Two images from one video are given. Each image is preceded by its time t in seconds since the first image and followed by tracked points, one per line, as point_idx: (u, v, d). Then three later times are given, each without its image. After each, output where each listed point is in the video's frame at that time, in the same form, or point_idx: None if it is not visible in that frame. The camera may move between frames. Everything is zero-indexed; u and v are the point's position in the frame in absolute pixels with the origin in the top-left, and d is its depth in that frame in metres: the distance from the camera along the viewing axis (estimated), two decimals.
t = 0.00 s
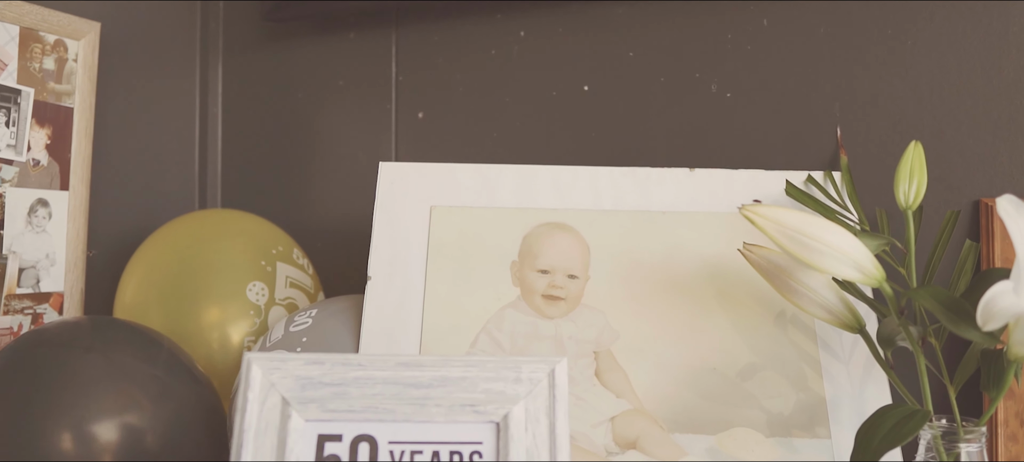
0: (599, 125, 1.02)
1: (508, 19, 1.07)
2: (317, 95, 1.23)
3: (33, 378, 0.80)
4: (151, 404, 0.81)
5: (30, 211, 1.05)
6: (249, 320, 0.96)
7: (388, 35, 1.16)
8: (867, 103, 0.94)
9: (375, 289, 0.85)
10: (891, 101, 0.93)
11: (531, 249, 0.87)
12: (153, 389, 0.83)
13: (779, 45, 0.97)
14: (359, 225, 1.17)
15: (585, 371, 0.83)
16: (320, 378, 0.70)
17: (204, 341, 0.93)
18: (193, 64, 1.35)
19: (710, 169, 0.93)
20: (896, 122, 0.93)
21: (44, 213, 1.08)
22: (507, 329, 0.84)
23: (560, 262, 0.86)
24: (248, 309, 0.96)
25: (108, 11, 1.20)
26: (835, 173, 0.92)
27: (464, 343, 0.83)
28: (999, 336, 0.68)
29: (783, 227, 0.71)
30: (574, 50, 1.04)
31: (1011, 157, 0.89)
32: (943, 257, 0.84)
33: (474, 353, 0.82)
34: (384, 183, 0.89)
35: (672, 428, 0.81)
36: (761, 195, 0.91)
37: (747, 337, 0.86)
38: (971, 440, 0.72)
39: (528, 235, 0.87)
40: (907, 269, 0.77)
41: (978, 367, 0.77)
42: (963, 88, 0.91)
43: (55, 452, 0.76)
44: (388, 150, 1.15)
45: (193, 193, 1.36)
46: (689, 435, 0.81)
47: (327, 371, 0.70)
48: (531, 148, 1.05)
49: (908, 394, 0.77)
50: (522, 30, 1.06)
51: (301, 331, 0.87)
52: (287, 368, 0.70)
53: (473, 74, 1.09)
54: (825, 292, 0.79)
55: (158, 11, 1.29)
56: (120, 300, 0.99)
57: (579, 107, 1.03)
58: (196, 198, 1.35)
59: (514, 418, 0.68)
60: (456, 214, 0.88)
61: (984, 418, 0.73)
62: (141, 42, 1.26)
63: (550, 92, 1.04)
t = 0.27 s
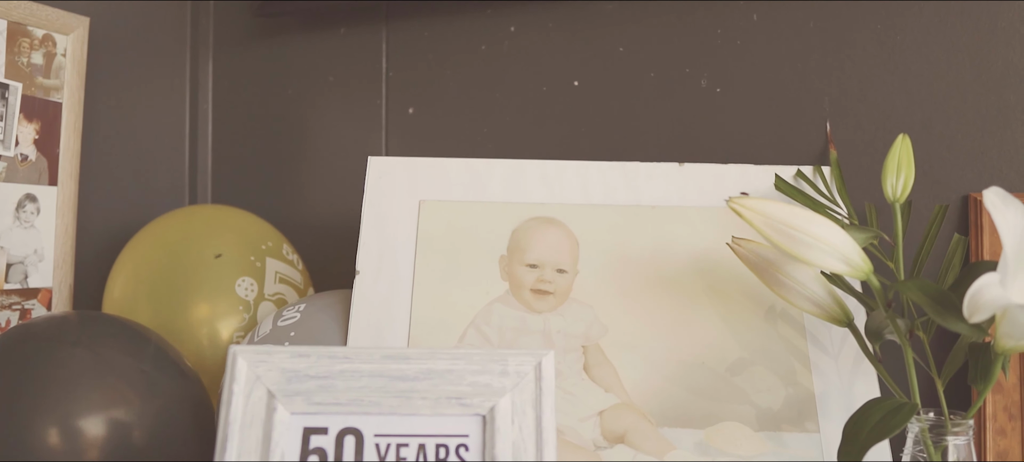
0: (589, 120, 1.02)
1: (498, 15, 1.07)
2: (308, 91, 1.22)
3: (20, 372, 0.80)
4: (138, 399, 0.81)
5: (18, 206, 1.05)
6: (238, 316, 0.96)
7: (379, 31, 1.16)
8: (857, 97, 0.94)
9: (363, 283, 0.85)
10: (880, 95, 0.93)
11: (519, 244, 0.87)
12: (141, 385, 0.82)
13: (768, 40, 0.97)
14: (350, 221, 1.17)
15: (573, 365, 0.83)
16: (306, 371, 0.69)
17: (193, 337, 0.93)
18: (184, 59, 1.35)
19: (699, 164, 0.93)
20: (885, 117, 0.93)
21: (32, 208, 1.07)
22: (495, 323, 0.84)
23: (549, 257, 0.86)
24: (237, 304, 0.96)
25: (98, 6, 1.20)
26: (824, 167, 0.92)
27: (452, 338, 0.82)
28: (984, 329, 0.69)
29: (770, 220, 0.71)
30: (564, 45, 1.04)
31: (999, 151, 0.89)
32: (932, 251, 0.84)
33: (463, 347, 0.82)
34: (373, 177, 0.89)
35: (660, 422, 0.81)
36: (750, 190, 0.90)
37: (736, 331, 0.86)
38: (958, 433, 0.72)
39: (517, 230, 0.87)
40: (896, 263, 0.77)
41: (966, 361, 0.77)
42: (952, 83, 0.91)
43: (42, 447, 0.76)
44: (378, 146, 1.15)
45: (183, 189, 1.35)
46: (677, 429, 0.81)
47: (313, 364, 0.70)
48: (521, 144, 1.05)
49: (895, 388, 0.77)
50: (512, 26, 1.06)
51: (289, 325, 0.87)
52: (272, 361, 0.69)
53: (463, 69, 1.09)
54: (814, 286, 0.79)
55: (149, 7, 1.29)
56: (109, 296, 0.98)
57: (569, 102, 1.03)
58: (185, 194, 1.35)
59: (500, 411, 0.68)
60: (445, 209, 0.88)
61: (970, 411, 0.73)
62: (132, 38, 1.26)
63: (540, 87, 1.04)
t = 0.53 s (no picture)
0: (579, 115, 1.02)
1: (488, 10, 1.07)
2: (299, 87, 1.22)
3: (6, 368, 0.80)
4: (125, 393, 0.81)
5: (7, 201, 1.05)
6: (227, 311, 0.96)
7: (369, 27, 1.16)
8: (847, 92, 0.94)
9: (351, 278, 0.85)
10: (868, 90, 0.94)
11: (508, 238, 0.86)
12: (127, 378, 0.82)
13: (757, 35, 0.97)
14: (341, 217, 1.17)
15: (561, 359, 0.83)
16: (291, 364, 0.69)
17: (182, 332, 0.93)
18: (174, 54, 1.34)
19: (688, 158, 0.93)
20: (874, 111, 0.93)
21: (21, 204, 1.07)
22: (483, 317, 0.83)
23: (537, 251, 0.86)
24: (225, 299, 0.96)
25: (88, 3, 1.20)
26: (813, 162, 0.91)
27: (440, 332, 0.82)
28: (968, 321, 0.69)
29: (756, 213, 0.71)
30: (554, 40, 1.04)
31: (987, 146, 0.90)
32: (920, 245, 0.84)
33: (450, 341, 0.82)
34: (361, 171, 0.89)
35: (648, 415, 0.81)
36: (738, 184, 0.90)
37: (725, 326, 0.85)
38: (944, 426, 0.73)
39: (505, 225, 0.87)
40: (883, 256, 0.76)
41: (953, 354, 0.77)
42: (940, 78, 0.92)
43: (28, 442, 0.75)
44: (369, 142, 1.15)
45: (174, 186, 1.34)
46: (665, 423, 0.81)
47: (298, 357, 0.70)
48: (512, 139, 1.05)
49: (883, 381, 0.77)
50: (502, 21, 1.06)
51: (277, 319, 0.87)
52: (258, 354, 0.69)
53: (453, 65, 1.09)
54: (801, 279, 0.78)
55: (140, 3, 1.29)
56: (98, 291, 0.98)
57: (559, 97, 1.03)
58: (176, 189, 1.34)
59: (485, 403, 0.68)
60: (433, 203, 0.87)
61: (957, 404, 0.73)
62: (123, 34, 1.26)
63: (530, 82, 1.04)
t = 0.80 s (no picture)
0: (569, 109, 1.02)
1: (478, 5, 1.07)
2: (290, 83, 1.22)
3: None
4: (112, 386, 0.80)
5: None
6: (216, 305, 0.96)
7: (359, 22, 1.16)
8: (836, 85, 0.94)
9: (339, 271, 0.84)
10: (858, 83, 0.93)
11: (496, 231, 0.86)
12: (114, 371, 0.82)
13: (746, 29, 0.97)
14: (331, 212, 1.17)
15: (549, 352, 0.83)
16: (277, 354, 0.69)
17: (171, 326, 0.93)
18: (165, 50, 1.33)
19: (677, 152, 0.93)
20: (863, 104, 0.93)
21: (9, 198, 1.08)
22: (472, 310, 0.83)
23: (525, 244, 0.86)
24: (214, 293, 0.96)
25: None
26: (802, 155, 0.91)
27: (428, 325, 0.82)
28: (954, 311, 0.69)
29: (742, 203, 0.71)
30: (543, 35, 1.04)
31: (975, 140, 0.90)
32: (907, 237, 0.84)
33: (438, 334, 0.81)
34: (350, 164, 0.88)
35: (636, 408, 0.81)
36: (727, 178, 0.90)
37: (714, 318, 0.85)
38: (931, 417, 0.73)
39: (493, 218, 0.87)
40: (870, 247, 0.76)
41: (940, 345, 0.77)
42: (928, 71, 0.92)
43: (13, 434, 0.75)
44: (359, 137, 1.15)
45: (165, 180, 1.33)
46: (653, 415, 0.81)
47: (284, 347, 0.69)
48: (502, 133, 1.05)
49: (870, 372, 0.76)
50: (492, 16, 1.06)
51: (266, 312, 0.87)
52: (243, 344, 0.69)
53: (443, 58, 1.09)
54: (788, 271, 0.78)
55: None
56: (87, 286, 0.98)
57: (549, 92, 1.03)
58: (167, 183, 1.32)
59: (470, 394, 0.68)
60: (422, 196, 0.87)
61: (943, 395, 0.73)
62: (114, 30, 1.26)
63: (520, 77, 1.04)
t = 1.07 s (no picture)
0: (559, 103, 1.02)
1: None
2: (279, 78, 1.22)
3: None
4: (100, 379, 0.80)
5: None
6: (205, 299, 0.95)
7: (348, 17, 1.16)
8: (824, 79, 0.94)
9: (326, 263, 0.84)
10: (846, 77, 0.94)
11: (484, 224, 0.86)
12: (102, 363, 0.82)
13: (735, 23, 0.97)
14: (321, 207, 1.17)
15: (536, 344, 0.82)
16: (262, 344, 0.69)
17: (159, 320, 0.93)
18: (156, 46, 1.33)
19: (665, 145, 0.92)
20: (851, 98, 0.93)
21: None
22: (459, 302, 0.83)
23: (513, 236, 0.85)
24: (203, 288, 0.96)
25: None
26: (790, 148, 0.91)
27: (415, 316, 0.82)
28: (939, 300, 0.69)
29: (728, 193, 0.71)
30: (532, 29, 1.04)
31: (963, 133, 0.90)
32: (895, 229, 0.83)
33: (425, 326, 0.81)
34: (338, 157, 0.88)
35: (624, 400, 0.81)
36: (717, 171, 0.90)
37: (704, 311, 0.85)
38: (917, 407, 0.73)
39: (481, 211, 0.86)
40: (857, 239, 0.76)
41: (927, 337, 0.76)
42: (915, 64, 0.92)
43: None
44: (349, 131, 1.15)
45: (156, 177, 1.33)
46: (641, 407, 0.80)
47: (269, 337, 0.69)
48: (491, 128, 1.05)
49: (857, 364, 0.76)
50: (481, 10, 1.06)
51: (253, 305, 0.87)
52: (228, 334, 0.69)
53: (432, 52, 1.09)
54: (775, 262, 0.78)
55: None
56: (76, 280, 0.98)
57: (538, 85, 1.03)
58: (157, 178, 1.32)
59: (455, 384, 0.68)
60: (410, 189, 0.87)
61: (929, 385, 0.73)
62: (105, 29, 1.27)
63: (510, 72, 1.04)
